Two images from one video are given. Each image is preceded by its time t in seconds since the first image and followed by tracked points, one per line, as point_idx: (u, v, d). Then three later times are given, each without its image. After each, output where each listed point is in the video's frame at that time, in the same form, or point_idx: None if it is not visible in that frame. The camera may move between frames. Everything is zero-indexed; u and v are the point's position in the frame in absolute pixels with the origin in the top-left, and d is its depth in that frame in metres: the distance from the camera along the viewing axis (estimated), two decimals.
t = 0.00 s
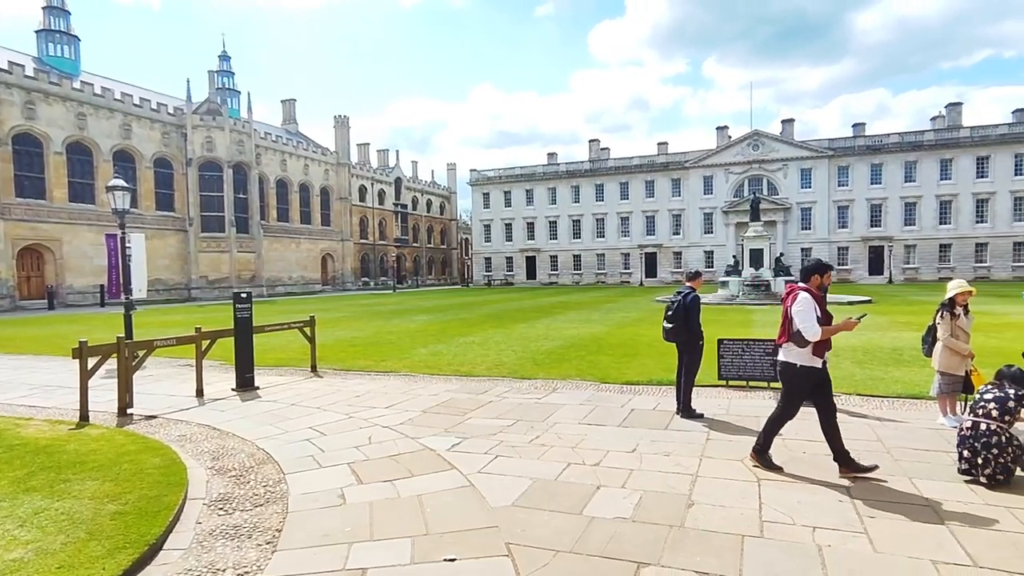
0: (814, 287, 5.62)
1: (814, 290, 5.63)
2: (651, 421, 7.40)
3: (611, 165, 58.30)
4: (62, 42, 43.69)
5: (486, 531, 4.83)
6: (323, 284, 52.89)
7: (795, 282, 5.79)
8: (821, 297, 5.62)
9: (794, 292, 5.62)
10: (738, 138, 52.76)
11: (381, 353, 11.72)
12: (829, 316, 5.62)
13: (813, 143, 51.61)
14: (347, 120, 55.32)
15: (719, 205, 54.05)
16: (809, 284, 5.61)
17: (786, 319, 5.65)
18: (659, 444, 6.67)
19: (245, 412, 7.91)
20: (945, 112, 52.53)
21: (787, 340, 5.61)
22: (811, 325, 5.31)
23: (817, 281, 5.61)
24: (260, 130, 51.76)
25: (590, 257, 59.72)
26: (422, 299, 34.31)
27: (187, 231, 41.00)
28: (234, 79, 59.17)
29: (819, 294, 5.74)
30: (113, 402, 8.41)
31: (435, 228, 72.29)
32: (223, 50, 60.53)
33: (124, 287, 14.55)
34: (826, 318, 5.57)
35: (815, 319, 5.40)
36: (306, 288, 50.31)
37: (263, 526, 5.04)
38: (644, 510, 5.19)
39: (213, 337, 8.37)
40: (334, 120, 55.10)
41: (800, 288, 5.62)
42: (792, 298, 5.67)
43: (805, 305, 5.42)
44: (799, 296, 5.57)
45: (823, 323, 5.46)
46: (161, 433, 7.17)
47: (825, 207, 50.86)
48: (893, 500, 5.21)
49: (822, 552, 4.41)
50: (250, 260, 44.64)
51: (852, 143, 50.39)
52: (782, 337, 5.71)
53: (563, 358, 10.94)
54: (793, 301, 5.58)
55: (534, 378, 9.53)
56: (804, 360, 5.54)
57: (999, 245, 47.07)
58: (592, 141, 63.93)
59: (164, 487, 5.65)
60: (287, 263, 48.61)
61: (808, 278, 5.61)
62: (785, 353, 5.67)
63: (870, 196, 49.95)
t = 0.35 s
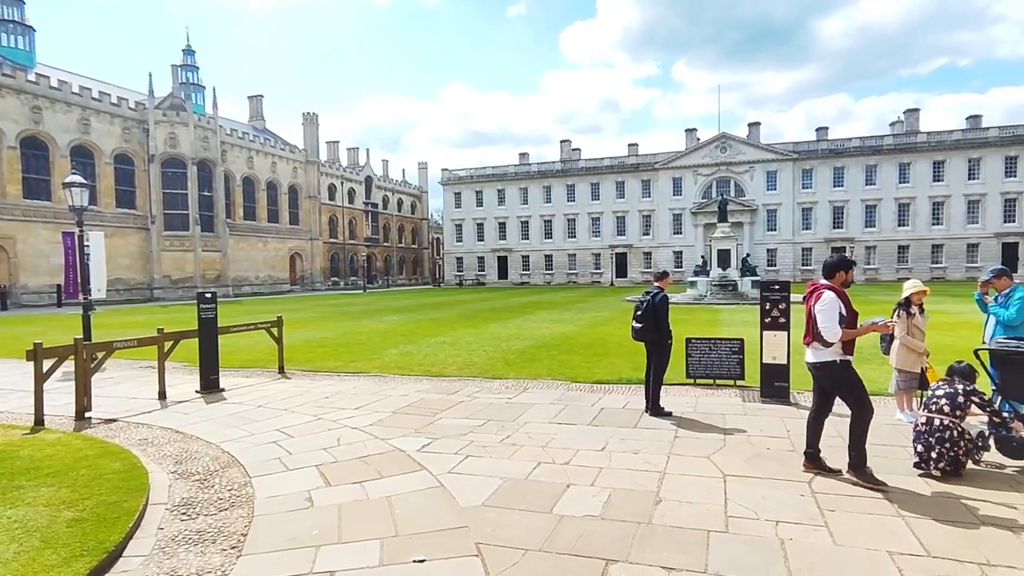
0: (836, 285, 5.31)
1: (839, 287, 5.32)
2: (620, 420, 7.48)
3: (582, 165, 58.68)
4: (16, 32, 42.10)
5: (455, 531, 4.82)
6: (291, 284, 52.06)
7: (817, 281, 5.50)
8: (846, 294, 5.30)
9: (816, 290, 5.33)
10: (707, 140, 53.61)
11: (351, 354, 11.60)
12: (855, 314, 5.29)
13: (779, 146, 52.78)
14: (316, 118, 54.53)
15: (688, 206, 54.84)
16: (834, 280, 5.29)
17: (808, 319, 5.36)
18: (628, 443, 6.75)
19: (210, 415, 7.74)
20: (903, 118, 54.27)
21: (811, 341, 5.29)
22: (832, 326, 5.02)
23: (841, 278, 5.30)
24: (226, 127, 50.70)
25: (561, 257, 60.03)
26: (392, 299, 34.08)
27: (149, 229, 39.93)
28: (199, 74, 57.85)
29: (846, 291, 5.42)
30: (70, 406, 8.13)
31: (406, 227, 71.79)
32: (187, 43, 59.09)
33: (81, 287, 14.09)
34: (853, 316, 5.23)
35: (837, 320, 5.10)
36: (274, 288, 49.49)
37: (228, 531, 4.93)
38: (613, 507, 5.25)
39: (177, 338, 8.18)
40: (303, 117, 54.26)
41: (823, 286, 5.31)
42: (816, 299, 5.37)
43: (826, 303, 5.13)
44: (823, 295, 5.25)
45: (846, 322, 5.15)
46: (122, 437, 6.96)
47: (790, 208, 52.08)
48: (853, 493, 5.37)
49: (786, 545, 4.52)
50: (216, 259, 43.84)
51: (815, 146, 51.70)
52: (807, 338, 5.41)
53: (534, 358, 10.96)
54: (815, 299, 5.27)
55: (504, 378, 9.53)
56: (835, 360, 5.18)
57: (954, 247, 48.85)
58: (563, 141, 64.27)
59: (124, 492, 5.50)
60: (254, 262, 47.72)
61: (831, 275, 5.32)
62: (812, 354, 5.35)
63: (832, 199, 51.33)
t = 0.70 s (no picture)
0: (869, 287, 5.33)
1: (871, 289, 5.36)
2: (592, 419, 7.53)
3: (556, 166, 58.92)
4: None
5: (426, 532, 4.80)
6: (260, 284, 51.21)
7: (848, 282, 5.51)
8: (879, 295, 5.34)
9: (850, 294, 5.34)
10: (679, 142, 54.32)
11: (322, 354, 11.45)
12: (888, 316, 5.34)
13: (748, 148, 53.76)
14: (286, 115, 53.75)
15: (660, 206, 55.47)
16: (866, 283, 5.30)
17: (841, 323, 5.39)
18: (600, 441, 6.80)
19: (176, 417, 7.56)
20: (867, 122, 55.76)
21: (845, 345, 5.33)
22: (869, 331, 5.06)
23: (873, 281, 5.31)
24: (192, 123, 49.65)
25: (535, 257, 60.20)
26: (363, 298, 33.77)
27: (112, 227, 38.88)
28: (164, 68, 56.55)
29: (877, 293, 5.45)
30: (28, 409, 7.86)
31: (378, 227, 71.19)
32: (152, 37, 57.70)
33: (39, 286, 13.64)
34: (886, 320, 5.28)
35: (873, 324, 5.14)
36: (243, 287, 48.62)
37: (194, 535, 4.83)
38: (585, 506, 5.27)
39: (140, 339, 7.98)
40: (272, 114, 53.40)
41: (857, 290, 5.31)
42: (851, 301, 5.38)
43: (862, 307, 5.15)
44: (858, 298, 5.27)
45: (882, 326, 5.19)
46: (82, 441, 6.76)
47: (759, 209, 53.07)
48: (818, 489, 5.50)
49: (753, 540, 4.60)
50: (182, 258, 42.84)
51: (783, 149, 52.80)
52: (838, 342, 5.45)
53: (508, 358, 10.96)
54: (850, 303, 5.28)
55: (477, 378, 9.51)
56: (868, 365, 5.29)
57: (915, 248, 50.32)
58: (536, 142, 64.42)
59: (84, 498, 5.33)
60: (222, 261, 46.79)
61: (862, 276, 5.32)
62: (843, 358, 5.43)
63: (799, 200, 52.48)
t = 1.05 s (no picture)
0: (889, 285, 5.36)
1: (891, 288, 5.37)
2: (562, 417, 7.57)
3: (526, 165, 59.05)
4: None
5: (393, 533, 4.77)
6: (225, 283, 50.16)
7: (866, 282, 5.53)
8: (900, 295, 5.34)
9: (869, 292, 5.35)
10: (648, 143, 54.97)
11: (288, 354, 11.28)
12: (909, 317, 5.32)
13: (715, 151, 54.73)
14: (252, 111, 52.71)
15: (629, 207, 56.06)
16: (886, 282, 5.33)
17: (859, 321, 5.39)
18: (569, 440, 6.84)
19: (135, 420, 7.35)
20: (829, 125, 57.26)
21: (863, 344, 5.32)
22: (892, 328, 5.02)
23: (894, 281, 5.34)
24: (153, 117, 48.34)
25: (505, 257, 60.29)
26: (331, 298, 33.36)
27: (68, 224, 37.63)
28: (124, 60, 54.96)
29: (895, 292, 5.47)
30: None
31: (347, 225, 70.34)
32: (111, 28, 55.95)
33: None
34: (905, 320, 5.29)
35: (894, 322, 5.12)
36: (207, 287, 47.58)
37: (153, 540, 4.71)
38: (553, 504, 5.30)
39: (97, 340, 7.72)
40: (237, 109, 52.27)
41: (878, 288, 5.32)
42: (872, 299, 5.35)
43: (886, 304, 5.13)
44: (880, 296, 5.26)
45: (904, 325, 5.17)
46: (34, 446, 6.51)
47: (725, 211, 54.08)
48: (781, 484, 5.63)
49: (716, 535, 4.68)
50: (143, 257, 41.66)
51: (748, 152, 53.91)
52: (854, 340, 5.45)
53: (477, 357, 10.96)
54: (871, 300, 5.29)
55: (446, 378, 9.49)
56: (881, 366, 5.29)
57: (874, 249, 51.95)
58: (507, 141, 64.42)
59: (36, 505, 5.13)
60: (185, 260, 45.70)
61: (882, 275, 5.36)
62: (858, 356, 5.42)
63: (764, 202, 53.68)
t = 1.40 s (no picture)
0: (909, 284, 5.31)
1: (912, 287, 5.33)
2: (533, 417, 7.60)
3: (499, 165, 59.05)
4: None
5: (362, 536, 4.72)
6: (191, 283, 49.07)
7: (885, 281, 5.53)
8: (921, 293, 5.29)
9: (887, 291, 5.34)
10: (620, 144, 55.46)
11: (256, 355, 11.08)
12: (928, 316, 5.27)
13: (685, 152, 55.50)
14: (219, 106, 51.66)
15: (601, 208, 56.50)
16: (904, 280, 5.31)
17: (880, 320, 5.38)
18: (541, 439, 6.86)
19: (96, 424, 7.15)
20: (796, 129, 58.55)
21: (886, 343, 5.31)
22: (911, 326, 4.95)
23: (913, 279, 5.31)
24: (116, 112, 47.05)
25: (478, 257, 60.20)
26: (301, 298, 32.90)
27: (24, 221, 36.38)
28: (84, 53, 53.41)
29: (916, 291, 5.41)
30: None
31: (318, 224, 69.39)
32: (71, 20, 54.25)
33: None
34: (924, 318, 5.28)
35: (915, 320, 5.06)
36: (172, 286, 46.51)
37: (113, 548, 4.57)
38: (524, 504, 5.32)
39: (55, 341, 7.47)
40: (204, 105, 51.15)
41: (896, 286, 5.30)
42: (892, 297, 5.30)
43: (906, 302, 5.08)
44: (901, 293, 5.20)
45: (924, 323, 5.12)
46: None
47: (695, 212, 54.89)
48: (747, 481, 5.74)
49: (685, 532, 4.74)
50: (104, 255, 40.47)
51: (718, 154, 54.81)
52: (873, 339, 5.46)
53: (449, 357, 10.93)
54: (889, 299, 5.28)
55: (418, 378, 9.44)
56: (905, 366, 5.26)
57: (838, 250, 53.29)
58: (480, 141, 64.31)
59: None
60: (149, 258, 44.53)
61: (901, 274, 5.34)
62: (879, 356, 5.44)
63: (733, 203, 54.62)
